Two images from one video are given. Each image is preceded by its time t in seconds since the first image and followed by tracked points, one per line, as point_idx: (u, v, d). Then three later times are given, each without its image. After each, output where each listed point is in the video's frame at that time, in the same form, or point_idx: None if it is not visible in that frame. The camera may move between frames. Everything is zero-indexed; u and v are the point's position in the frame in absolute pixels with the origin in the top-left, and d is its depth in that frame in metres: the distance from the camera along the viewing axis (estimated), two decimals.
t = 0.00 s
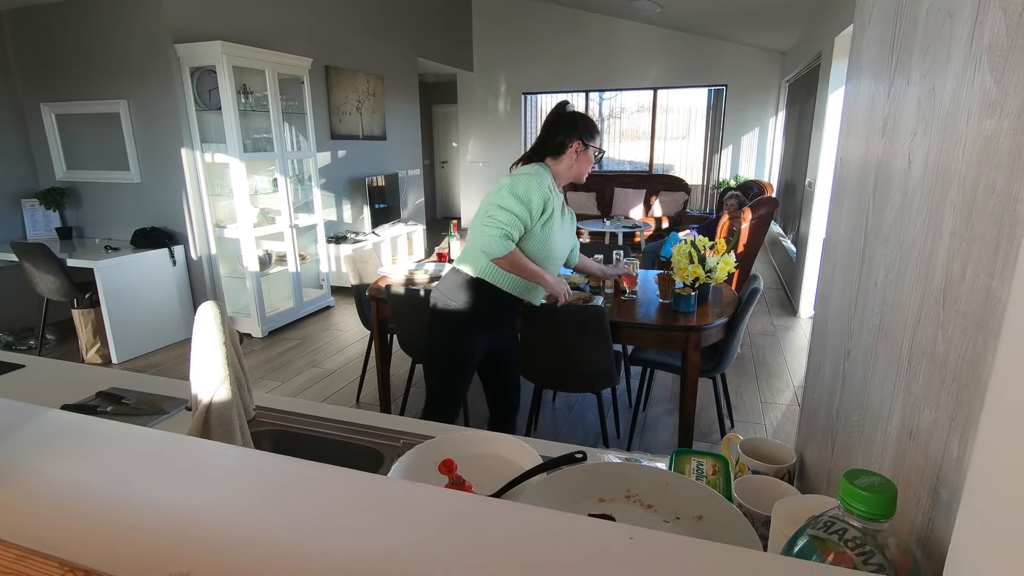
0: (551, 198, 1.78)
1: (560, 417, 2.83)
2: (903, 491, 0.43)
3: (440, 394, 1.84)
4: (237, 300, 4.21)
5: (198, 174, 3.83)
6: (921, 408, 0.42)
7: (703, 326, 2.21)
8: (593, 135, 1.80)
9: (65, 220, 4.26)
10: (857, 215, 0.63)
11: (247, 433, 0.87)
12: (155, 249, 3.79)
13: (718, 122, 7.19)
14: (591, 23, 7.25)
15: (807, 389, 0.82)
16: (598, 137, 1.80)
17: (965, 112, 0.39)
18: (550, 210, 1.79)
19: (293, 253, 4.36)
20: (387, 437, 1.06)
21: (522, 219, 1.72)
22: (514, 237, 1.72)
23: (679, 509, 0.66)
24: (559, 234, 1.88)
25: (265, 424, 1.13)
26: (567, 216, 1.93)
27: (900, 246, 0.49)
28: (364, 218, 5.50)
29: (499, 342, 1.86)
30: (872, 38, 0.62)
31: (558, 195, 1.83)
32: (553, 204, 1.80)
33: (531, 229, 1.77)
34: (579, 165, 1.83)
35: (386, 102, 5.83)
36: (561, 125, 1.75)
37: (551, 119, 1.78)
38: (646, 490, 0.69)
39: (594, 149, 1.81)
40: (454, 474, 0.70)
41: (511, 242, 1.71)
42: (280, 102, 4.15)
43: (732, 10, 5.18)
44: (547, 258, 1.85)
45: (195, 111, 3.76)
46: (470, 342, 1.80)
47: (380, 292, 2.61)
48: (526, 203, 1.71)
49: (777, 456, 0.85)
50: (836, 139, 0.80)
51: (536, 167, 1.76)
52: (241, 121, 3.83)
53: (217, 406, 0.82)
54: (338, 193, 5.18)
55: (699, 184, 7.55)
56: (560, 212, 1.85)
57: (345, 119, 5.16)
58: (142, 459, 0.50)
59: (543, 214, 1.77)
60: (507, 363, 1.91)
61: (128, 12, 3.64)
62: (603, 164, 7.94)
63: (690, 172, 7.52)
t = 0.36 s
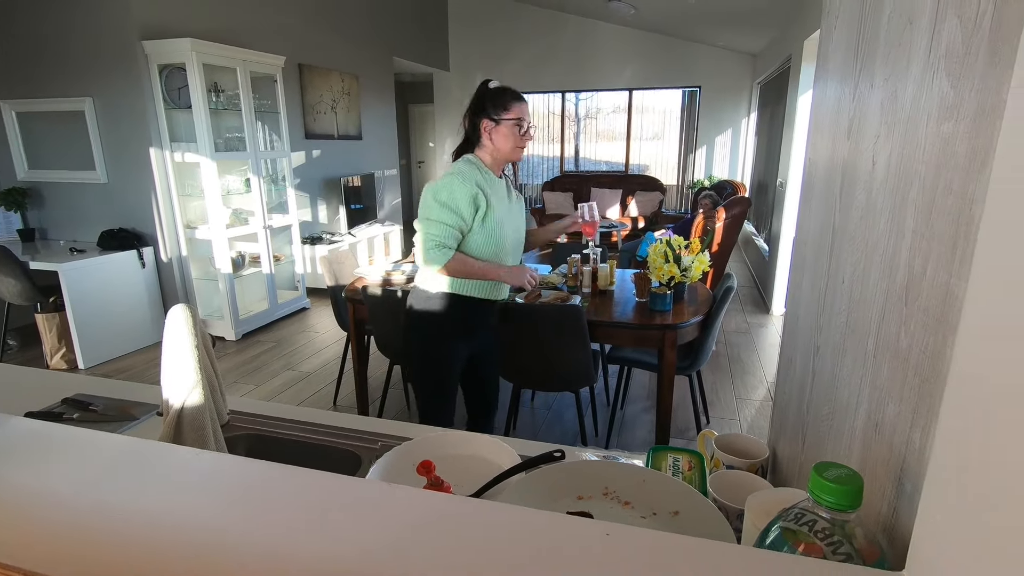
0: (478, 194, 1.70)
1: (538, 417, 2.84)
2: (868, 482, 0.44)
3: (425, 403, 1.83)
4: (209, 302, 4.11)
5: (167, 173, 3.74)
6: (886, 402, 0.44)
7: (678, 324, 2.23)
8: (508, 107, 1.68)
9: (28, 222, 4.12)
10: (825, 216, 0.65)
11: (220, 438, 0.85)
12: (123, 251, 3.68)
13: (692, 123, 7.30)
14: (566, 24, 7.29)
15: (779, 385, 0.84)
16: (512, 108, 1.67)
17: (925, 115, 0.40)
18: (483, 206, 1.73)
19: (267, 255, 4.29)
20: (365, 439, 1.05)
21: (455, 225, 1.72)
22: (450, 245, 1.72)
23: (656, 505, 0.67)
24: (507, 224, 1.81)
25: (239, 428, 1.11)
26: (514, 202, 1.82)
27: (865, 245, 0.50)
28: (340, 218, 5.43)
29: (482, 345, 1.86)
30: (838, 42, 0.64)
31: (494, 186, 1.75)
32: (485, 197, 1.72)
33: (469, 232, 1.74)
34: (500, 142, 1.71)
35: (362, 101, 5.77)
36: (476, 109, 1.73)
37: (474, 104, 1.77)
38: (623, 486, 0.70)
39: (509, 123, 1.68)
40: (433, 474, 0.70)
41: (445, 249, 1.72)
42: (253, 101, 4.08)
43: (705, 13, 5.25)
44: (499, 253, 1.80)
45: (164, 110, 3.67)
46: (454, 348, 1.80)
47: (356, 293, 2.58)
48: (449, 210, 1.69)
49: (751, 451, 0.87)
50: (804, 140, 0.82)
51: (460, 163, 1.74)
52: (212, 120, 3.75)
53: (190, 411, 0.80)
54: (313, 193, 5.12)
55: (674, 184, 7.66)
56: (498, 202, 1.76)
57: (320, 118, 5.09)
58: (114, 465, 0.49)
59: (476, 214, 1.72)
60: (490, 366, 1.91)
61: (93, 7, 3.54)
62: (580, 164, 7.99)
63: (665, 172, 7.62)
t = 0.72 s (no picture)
0: (370, 203, 1.50)
1: (526, 419, 2.84)
2: (849, 475, 0.46)
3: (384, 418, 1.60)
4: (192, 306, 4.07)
5: (149, 176, 3.70)
6: (865, 397, 0.45)
7: (664, 325, 2.26)
8: (403, 104, 1.45)
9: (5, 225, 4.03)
10: (805, 216, 0.67)
11: (209, 441, 0.85)
12: (103, 255, 3.63)
13: (676, 125, 7.37)
14: (551, 27, 7.33)
15: (763, 383, 0.86)
16: (404, 100, 1.44)
17: (899, 118, 0.41)
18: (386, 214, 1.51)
19: (251, 258, 4.26)
20: (353, 441, 1.05)
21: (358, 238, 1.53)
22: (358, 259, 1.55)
23: (643, 502, 0.68)
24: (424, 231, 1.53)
25: (226, 432, 1.10)
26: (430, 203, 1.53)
27: (844, 245, 0.52)
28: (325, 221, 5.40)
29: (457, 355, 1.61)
30: (817, 47, 0.66)
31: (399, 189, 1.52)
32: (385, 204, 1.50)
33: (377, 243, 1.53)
34: (406, 145, 1.49)
35: (347, 103, 5.74)
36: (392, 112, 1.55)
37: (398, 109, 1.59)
38: (612, 483, 0.71)
39: (402, 122, 1.45)
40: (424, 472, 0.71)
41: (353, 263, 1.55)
42: (236, 102, 4.04)
43: (688, 17, 5.32)
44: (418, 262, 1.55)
45: (145, 112, 3.62)
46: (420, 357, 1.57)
47: (342, 295, 2.57)
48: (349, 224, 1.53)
49: (735, 448, 0.89)
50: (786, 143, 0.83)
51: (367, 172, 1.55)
52: (195, 122, 3.71)
53: (178, 414, 0.79)
54: (297, 195, 5.08)
55: (659, 186, 7.72)
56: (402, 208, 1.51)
57: (304, 120, 5.06)
58: (102, 468, 0.49)
59: (377, 226, 1.52)
60: (466, 383, 1.61)
61: (71, 6, 3.48)
62: (565, 166, 8.02)
63: (650, 174, 7.69)
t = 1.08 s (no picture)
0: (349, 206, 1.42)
1: (528, 420, 2.85)
2: (849, 473, 0.46)
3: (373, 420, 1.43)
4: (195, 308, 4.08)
5: (152, 180, 3.72)
6: (864, 396, 0.46)
7: (666, 326, 2.26)
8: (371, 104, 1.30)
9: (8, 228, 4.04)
10: (805, 218, 0.67)
11: (215, 440, 0.85)
12: (107, 257, 3.65)
13: (678, 128, 7.39)
14: (552, 30, 7.34)
15: (764, 383, 0.86)
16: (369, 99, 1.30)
17: (897, 120, 0.42)
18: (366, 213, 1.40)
19: (254, 260, 4.27)
20: (357, 443, 1.06)
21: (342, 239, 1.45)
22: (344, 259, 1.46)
23: (645, 501, 0.69)
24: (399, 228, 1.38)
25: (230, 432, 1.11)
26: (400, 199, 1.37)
27: (844, 246, 0.52)
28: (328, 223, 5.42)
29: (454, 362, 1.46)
30: (817, 50, 0.67)
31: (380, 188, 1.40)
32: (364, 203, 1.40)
33: (357, 249, 1.42)
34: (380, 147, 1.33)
35: (349, 106, 5.76)
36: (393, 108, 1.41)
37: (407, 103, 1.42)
38: (614, 483, 0.72)
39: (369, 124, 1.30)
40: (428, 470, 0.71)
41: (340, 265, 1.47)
42: (239, 105, 4.06)
43: (689, 20, 5.33)
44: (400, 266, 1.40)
45: (149, 115, 3.64)
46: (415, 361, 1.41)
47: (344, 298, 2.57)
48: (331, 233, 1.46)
49: (736, 449, 0.89)
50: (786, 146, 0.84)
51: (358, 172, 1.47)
52: (197, 125, 3.73)
53: (185, 413, 0.80)
54: (300, 198, 5.10)
55: (660, 188, 7.73)
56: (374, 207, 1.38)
57: (307, 123, 5.08)
58: (110, 467, 0.49)
59: (352, 231, 1.41)
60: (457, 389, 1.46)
61: (75, 10, 3.50)
62: (567, 168, 8.03)
63: (652, 176, 7.70)
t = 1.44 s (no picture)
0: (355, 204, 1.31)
1: (540, 421, 2.85)
2: (867, 474, 0.45)
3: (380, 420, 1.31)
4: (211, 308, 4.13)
5: (170, 181, 3.77)
6: (883, 397, 0.45)
7: (678, 327, 2.25)
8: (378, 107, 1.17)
9: (30, 228, 4.13)
10: (822, 218, 0.67)
11: (231, 436, 0.87)
12: (125, 257, 3.71)
13: (691, 128, 7.35)
14: (565, 31, 7.33)
15: (779, 383, 0.86)
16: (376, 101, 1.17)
17: (917, 118, 0.42)
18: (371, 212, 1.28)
19: (269, 260, 4.31)
20: (369, 441, 1.06)
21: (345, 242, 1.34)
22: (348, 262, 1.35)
23: (659, 502, 0.68)
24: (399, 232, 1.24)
25: (248, 430, 1.12)
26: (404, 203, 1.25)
27: (862, 246, 0.52)
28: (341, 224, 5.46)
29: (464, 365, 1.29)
30: (834, 49, 0.66)
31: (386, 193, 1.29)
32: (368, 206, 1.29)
33: (358, 254, 1.30)
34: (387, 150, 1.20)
35: (362, 108, 5.80)
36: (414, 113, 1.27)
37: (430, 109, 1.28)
38: (628, 483, 0.71)
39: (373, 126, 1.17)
40: (442, 467, 0.74)
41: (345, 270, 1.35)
42: (254, 106, 4.10)
43: (703, 20, 5.30)
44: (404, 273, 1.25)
45: (166, 117, 3.69)
46: (422, 374, 1.26)
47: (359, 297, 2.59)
48: (336, 237, 1.36)
49: (751, 450, 0.88)
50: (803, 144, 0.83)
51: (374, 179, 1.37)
52: (213, 127, 3.77)
53: (203, 409, 0.81)
54: (313, 198, 5.13)
55: (673, 189, 7.69)
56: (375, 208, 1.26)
57: (320, 124, 5.12)
58: (132, 463, 0.50)
59: (356, 230, 1.29)
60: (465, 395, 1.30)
61: (94, 15, 3.56)
62: (579, 169, 8.01)
63: (664, 177, 7.66)
